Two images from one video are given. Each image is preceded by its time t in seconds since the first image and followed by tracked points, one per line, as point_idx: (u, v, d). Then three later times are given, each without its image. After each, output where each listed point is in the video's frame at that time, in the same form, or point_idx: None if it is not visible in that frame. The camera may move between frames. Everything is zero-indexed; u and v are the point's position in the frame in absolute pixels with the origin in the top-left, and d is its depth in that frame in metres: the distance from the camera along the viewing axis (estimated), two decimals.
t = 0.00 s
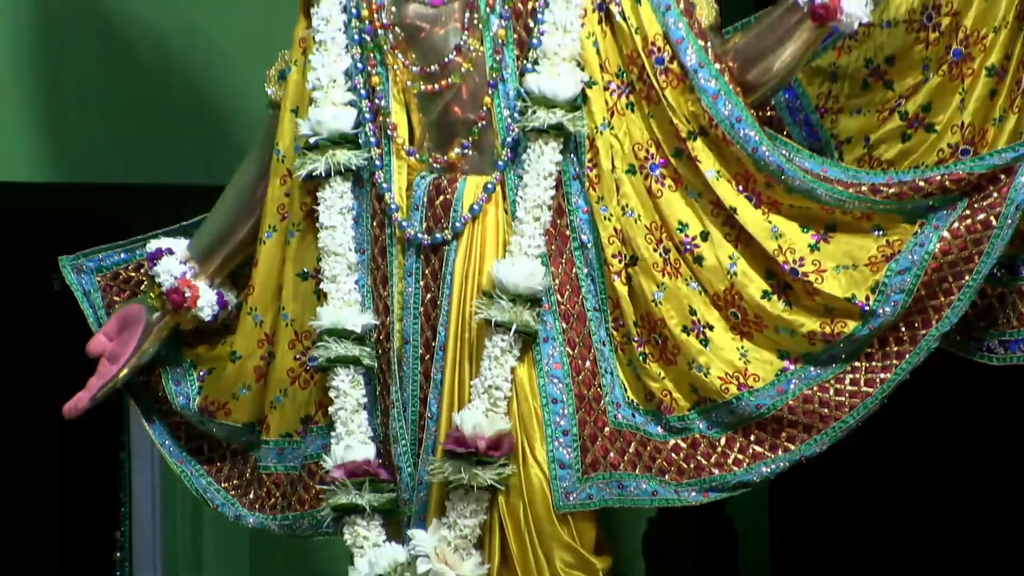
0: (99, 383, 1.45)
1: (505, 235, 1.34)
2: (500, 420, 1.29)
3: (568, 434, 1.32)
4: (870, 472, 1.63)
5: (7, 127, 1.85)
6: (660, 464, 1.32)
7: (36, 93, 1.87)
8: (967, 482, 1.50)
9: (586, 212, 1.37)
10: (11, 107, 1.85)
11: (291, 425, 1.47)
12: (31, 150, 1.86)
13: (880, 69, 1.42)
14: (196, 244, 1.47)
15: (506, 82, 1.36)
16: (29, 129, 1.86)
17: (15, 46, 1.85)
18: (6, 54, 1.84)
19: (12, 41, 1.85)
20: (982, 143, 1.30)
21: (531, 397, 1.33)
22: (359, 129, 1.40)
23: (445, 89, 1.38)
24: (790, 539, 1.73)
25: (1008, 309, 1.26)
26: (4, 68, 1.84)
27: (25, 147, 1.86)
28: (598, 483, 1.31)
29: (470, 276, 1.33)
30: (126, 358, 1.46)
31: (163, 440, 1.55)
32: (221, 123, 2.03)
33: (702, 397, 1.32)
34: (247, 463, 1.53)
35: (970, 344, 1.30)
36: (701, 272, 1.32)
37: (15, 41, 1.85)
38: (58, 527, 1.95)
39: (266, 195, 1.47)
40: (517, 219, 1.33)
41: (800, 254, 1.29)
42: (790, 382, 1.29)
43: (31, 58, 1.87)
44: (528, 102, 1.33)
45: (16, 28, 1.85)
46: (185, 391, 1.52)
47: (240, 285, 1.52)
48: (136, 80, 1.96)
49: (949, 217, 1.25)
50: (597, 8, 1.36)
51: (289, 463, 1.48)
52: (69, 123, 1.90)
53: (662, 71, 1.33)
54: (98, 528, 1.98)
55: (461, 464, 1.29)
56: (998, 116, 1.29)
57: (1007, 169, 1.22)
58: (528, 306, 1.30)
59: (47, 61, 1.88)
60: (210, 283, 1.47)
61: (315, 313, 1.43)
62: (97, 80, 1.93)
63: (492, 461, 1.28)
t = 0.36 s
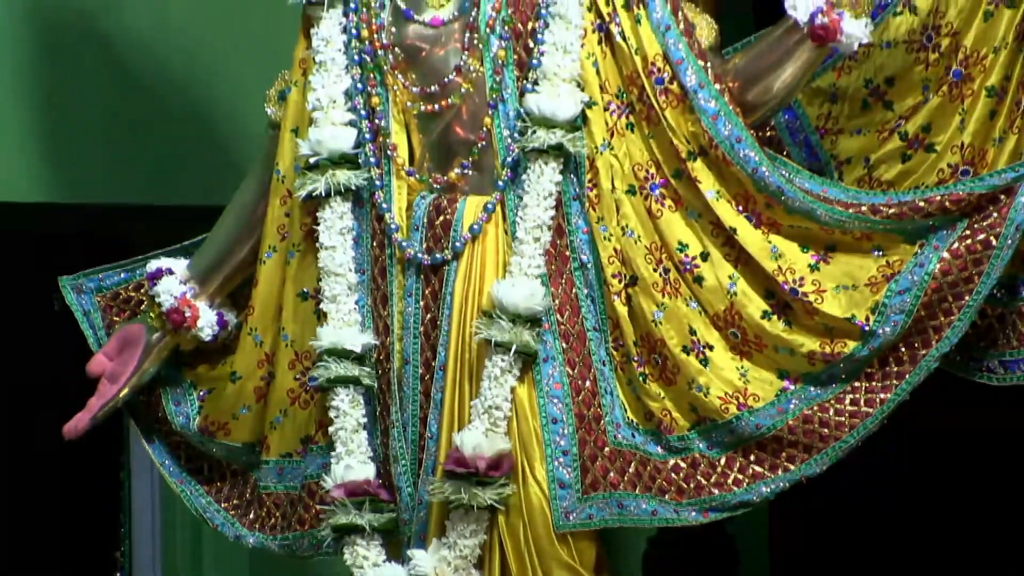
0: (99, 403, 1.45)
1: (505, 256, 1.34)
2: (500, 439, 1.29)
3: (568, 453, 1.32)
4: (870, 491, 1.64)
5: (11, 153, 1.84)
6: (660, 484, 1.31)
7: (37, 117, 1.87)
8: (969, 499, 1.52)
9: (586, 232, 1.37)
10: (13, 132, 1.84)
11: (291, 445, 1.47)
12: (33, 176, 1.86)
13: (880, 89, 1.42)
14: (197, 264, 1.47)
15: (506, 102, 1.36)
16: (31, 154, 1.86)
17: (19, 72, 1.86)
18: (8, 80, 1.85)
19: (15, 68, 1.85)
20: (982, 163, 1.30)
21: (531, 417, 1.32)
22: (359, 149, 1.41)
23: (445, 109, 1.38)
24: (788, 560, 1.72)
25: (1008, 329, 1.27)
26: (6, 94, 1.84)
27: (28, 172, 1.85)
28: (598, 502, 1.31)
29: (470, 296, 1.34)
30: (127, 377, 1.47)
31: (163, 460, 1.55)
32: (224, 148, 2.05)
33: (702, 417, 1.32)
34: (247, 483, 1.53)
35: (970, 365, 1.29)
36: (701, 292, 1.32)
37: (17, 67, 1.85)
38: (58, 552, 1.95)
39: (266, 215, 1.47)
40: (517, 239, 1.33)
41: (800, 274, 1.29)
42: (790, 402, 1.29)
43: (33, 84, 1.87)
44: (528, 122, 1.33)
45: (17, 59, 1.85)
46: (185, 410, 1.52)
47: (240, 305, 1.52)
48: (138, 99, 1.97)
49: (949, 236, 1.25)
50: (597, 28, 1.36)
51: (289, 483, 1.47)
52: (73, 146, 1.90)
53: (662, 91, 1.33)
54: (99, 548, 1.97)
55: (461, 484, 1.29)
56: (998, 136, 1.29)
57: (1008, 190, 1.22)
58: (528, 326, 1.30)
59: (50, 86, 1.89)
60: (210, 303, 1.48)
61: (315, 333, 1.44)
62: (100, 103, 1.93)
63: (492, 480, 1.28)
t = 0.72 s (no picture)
0: (99, 423, 1.45)
1: (505, 276, 1.34)
2: (500, 459, 1.29)
3: (569, 473, 1.32)
4: (869, 511, 1.67)
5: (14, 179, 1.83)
6: (660, 504, 1.31)
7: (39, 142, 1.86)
8: (970, 520, 1.56)
9: (586, 251, 1.37)
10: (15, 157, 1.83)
11: (291, 465, 1.47)
12: (32, 186, 1.85)
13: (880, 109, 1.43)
14: (196, 283, 1.47)
15: (506, 122, 1.36)
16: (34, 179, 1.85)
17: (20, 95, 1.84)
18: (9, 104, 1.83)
19: (16, 84, 1.83)
20: (982, 183, 1.30)
21: (531, 436, 1.32)
22: (359, 169, 1.40)
23: (445, 129, 1.38)
24: None
25: (1008, 349, 1.26)
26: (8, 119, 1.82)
27: (29, 191, 1.85)
28: (597, 522, 1.31)
29: (470, 315, 1.34)
30: (127, 398, 1.46)
31: (163, 480, 1.55)
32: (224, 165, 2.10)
33: (702, 437, 1.32)
34: (247, 503, 1.52)
35: (970, 385, 1.30)
36: (701, 311, 1.32)
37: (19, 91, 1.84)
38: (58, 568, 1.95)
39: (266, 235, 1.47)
40: (517, 258, 1.33)
41: (800, 294, 1.29)
42: (790, 421, 1.29)
43: (34, 108, 1.85)
44: (528, 142, 1.33)
45: (20, 74, 1.84)
46: (185, 430, 1.52)
47: (240, 325, 1.53)
48: (138, 120, 1.98)
49: (949, 256, 1.24)
50: (597, 48, 1.36)
51: (290, 502, 1.48)
52: (74, 170, 1.90)
53: (662, 111, 1.33)
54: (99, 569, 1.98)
55: (461, 504, 1.29)
56: (997, 156, 1.29)
57: (1007, 210, 1.22)
58: (528, 345, 1.30)
59: (51, 109, 1.88)
60: (210, 322, 1.48)
61: (315, 353, 1.43)
62: (102, 127, 1.94)
63: (492, 500, 1.28)
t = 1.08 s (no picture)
0: (99, 441, 1.45)
1: (506, 294, 1.34)
2: (501, 478, 1.29)
3: (569, 492, 1.31)
4: (869, 530, 1.67)
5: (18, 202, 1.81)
6: (660, 522, 1.31)
7: (40, 161, 1.85)
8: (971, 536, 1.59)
9: (586, 269, 1.37)
10: (18, 177, 1.82)
11: (291, 483, 1.47)
12: (30, 184, 1.83)
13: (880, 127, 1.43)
14: (196, 302, 1.48)
15: (506, 140, 1.36)
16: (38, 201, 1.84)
17: (22, 115, 1.83)
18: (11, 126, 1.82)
19: (16, 83, 1.82)
20: (982, 201, 1.30)
21: (531, 454, 1.32)
22: (359, 187, 1.41)
23: (445, 147, 1.38)
24: None
25: (1008, 367, 1.26)
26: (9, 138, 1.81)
27: (26, 189, 1.83)
28: (598, 541, 1.30)
29: (470, 334, 1.33)
30: (126, 416, 1.47)
31: (163, 498, 1.54)
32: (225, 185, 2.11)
33: (703, 455, 1.32)
34: (247, 521, 1.53)
35: (970, 403, 1.30)
36: (701, 330, 1.32)
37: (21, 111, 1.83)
38: None
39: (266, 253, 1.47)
40: (517, 277, 1.33)
41: (800, 313, 1.29)
42: (791, 440, 1.29)
43: (33, 106, 1.85)
44: (528, 160, 1.33)
45: (20, 73, 1.83)
46: (185, 448, 1.52)
47: (240, 342, 1.53)
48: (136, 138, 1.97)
49: (949, 275, 1.24)
50: (597, 66, 1.36)
51: (289, 521, 1.47)
52: (75, 188, 1.89)
53: (662, 129, 1.33)
54: None
55: (461, 522, 1.28)
56: (998, 174, 1.28)
57: (1007, 228, 1.22)
58: (528, 363, 1.30)
59: (53, 127, 1.87)
60: (211, 340, 1.48)
61: (315, 371, 1.44)
62: (101, 128, 1.93)
63: (492, 518, 1.27)
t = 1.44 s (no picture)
0: (99, 458, 1.46)
1: (506, 311, 1.34)
2: (501, 496, 1.28)
3: (569, 509, 1.31)
4: (870, 544, 1.68)
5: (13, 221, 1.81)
6: (660, 540, 1.32)
7: (36, 180, 1.84)
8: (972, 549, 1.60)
9: (586, 287, 1.37)
10: (15, 194, 1.82)
11: (292, 500, 1.47)
12: (28, 182, 1.83)
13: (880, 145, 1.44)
14: (196, 320, 1.48)
15: (506, 158, 1.36)
16: (34, 221, 1.84)
17: (19, 133, 1.83)
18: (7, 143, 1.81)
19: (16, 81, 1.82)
20: (982, 219, 1.30)
21: (531, 472, 1.32)
22: (359, 205, 1.41)
23: (445, 165, 1.38)
24: None
25: (1008, 385, 1.26)
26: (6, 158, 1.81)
27: (25, 187, 1.83)
28: (597, 558, 1.32)
29: (470, 352, 1.33)
30: (127, 433, 1.47)
31: (163, 516, 1.54)
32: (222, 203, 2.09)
33: (702, 472, 1.32)
34: (247, 538, 1.52)
35: (970, 421, 1.29)
36: (701, 347, 1.32)
37: (17, 130, 1.82)
38: None
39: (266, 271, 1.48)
40: (517, 294, 1.33)
41: (800, 330, 1.29)
42: (791, 458, 1.29)
43: (33, 104, 1.84)
44: (528, 177, 1.33)
45: (20, 71, 1.83)
46: (185, 466, 1.52)
47: (240, 360, 1.53)
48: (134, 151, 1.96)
49: (949, 292, 1.24)
50: (597, 84, 1.37)
51: (290, 539, 1.48)
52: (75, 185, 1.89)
53: (663, 146, 1.33)
54: None
55: (462, 540, 1.28)
56: (998, 192, 1.29)
57: (1007, 246, 1.22)
58: (528, 381, 1.30)
59: (50, 144, 1.86)
60: (211, 358, 1.48)
61: (315, 390, 1.44)
62: (102, 128, 1.92)
63: (493, 536, 1.27)
